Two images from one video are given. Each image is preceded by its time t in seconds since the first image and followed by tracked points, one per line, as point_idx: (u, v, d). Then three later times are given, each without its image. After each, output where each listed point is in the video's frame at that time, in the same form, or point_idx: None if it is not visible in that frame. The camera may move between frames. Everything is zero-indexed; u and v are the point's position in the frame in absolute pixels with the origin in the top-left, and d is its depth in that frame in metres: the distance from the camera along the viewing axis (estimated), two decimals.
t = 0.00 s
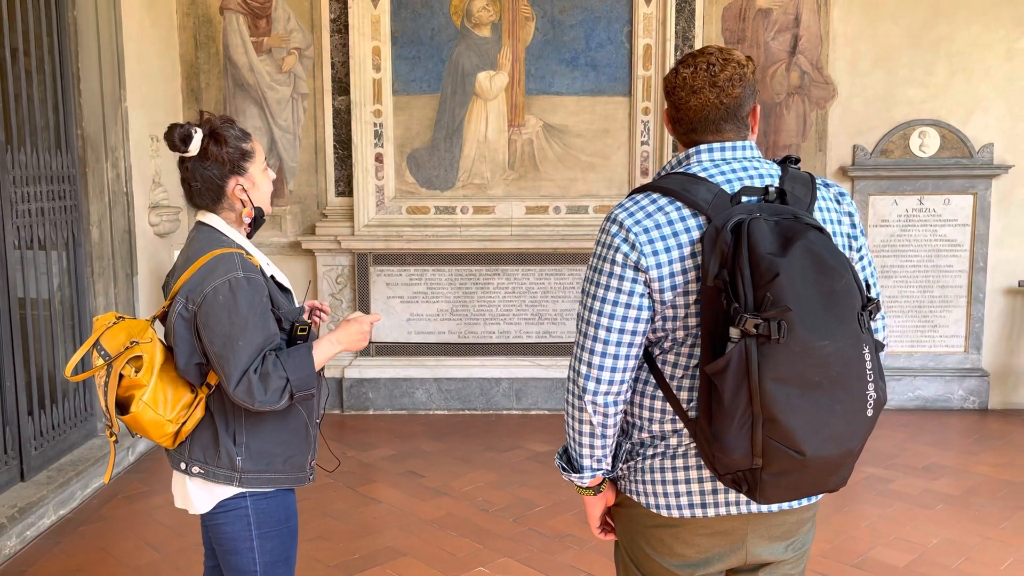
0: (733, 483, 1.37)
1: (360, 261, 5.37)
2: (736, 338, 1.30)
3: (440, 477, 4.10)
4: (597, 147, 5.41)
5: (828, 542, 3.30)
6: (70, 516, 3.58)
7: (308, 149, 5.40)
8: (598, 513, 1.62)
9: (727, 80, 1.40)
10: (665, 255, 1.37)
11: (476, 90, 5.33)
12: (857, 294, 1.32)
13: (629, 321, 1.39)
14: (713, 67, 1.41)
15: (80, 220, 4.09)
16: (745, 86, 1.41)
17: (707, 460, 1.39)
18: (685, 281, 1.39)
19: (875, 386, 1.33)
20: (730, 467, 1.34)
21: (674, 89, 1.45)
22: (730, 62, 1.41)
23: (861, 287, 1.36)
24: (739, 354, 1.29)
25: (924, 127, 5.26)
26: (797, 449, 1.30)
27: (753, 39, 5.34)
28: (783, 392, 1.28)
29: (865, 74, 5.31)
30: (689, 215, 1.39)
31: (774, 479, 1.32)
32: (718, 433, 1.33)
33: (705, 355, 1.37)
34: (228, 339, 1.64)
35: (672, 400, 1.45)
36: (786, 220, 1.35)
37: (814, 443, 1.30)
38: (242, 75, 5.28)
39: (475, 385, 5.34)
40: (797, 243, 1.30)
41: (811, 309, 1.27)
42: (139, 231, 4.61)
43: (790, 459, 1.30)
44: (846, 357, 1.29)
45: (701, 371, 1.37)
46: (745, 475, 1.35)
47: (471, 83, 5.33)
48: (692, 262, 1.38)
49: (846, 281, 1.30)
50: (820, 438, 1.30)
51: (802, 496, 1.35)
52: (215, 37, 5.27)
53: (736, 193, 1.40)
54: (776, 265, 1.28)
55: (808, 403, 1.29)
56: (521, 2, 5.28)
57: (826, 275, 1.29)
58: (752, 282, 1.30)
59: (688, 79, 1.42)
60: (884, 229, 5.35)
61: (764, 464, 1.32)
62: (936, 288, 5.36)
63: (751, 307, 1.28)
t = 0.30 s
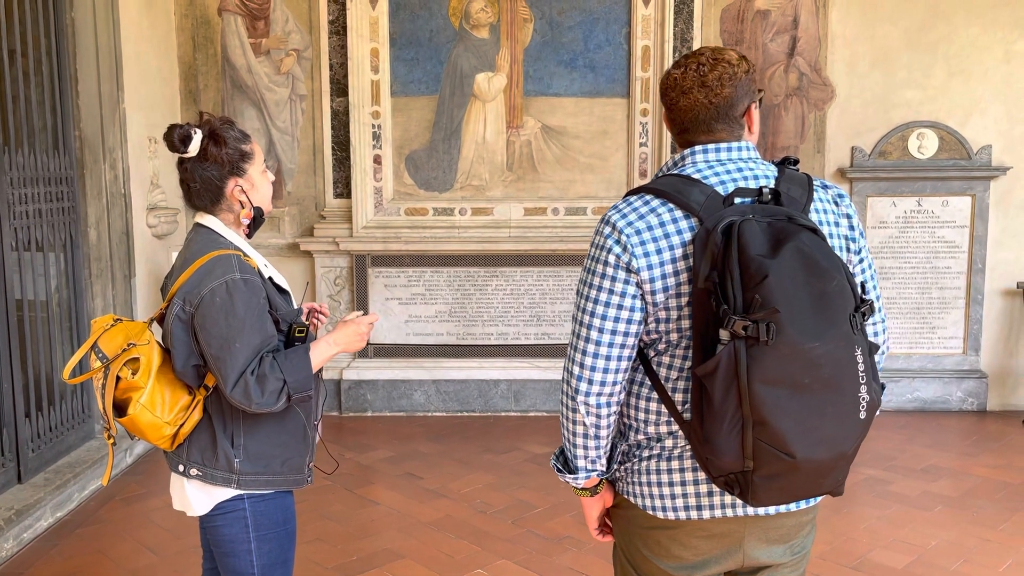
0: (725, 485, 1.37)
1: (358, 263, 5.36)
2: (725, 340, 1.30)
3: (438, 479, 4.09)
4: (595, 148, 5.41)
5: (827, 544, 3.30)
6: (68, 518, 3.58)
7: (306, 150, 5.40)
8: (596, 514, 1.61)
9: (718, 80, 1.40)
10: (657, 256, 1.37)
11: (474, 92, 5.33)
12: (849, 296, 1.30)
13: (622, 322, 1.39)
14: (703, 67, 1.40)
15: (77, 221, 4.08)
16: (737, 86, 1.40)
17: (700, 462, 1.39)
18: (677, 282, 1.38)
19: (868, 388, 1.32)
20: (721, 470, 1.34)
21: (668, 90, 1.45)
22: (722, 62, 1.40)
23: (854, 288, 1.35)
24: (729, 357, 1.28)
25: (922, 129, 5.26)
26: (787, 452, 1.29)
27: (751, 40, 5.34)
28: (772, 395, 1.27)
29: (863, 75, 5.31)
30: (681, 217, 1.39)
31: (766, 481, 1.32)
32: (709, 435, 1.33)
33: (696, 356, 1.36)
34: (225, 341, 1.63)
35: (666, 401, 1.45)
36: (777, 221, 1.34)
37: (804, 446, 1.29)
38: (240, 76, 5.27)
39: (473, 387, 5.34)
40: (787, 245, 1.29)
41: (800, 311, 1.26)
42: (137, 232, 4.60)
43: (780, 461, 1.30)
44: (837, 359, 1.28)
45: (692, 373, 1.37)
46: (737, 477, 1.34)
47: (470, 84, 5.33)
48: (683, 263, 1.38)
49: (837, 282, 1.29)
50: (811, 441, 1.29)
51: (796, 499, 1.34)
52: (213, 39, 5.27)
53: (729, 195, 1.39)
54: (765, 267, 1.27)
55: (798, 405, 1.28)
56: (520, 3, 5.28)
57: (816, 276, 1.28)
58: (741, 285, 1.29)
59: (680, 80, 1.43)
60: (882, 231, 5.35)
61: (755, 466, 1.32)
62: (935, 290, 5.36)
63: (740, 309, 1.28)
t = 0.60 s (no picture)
0: (705, 487, 1.37)
1: (357, 265, 5.35)
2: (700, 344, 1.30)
3: (438, 481, 4.08)
4: (594, 150, 5.41)
5: (827, 546, 3.29)
6: (67, 521, 3.57)
7: (306, 152, 5.40)
8: (594, 514, 1.61)
9: (710, 82, 1.39)
10: (642, 258, 1.37)
11: (474, 94, 5.33)
12: (831, 301, 1.27)
13: (607, 323, 1.41)
14: (696, 69, 1.40)
15: (76, 223, 4.08)
16: (731, 87, 1.39)
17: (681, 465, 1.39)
18: (662, 284, 1.38)
19: (847, 395, 1.29)
20: (698, 473, 1.34)
21: (665, 91, 1.45)
22: (716, 63, 1.39)
23: (839, 293, 1.32)
24: (702, 361, 1.28)
25: (921, 131, 5.26)
26: (760, 457, 1.27)
27: (750, 42, 5.35)
28: (745, 400, 1.26)
29: (863, 77, 5.32)
30: (667, 219, 1.38)
31: (742, 487, 1.30)
32: (687, 436, 1.33)
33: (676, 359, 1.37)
34: (224, 342, 1.63)
35: (655, 402, 1.44)
36: (764, 225, 1.32)
37: (779, 452, 1.27)
38: (240, 78, 5.27)
39: (472, 389, 5.33)
40: (766, 249, 1.27)
41: (775, 316, 1.24)
42: (137, 234, 4.60)
43: (753, 467, 1.28)
44: (814, 365, 1.25)
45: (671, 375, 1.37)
46: (715, 481, 1.34)
47: (469, 86, 5.33)
48: (669, 265, 1.38)
49: (818, 287, 1.26)
50: (785, 447, 1.27)
51: (775, 506, 1.32)
52: (213, 41, 5.27)
53: (717, 198, 1.38)
54: (740, 271, 1.25)
55: (772, 411, 1.26)
56: (520, 5, 5.28)
57: (795, 281, 1.25)
58: (718, 290, 1.28)
59: (676, 81, 1.43)
60: (882, 232, 5.35)
61: (730, 471, 1.30)
62: (934, 291, 5.36)
63: (714, 314, 1.27)
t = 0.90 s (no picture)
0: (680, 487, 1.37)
1: (356, 267, 5.35)
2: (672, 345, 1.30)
3: (437, 483, 4.08)
4: (594, 152, 5.42)
5: (826, 549, 3.29)
6: (65, 523, 3.56)
7: (305, 154, 5.40)
8: (593, 511, 1.61)
9: (706, 84, 1.38)
10: (626, 258, 1.38)
11: (473, 96, 5.34)
12: (804, 307, 1.25)
13: (592, 322, 1.43)
14: (692, 70, 1.40)
15: (75, 225, 4.08)
16: (727, 89, 1.38)
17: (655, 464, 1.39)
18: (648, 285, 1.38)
19: (818, 402, 1.26)
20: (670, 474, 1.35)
21: (665, 93, 1.45)
22: (712, 66, 1.38)
23: (818, 299, 1.29)
24: (673, 361, 1.28)
25: (921, 133, 5.27)
26: (725, 460, 1.27)
27: (750, 44, 5.35)
28: (709, 402, 1.26)
29: (862, 79, 5.32)
30: (655, 221, 1.38)
31: (708, 488, 1.31)
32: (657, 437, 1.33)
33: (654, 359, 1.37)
34: (222, 345, 1.63)
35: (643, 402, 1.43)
36: (747, 227, 1.29)
37: (743, 455, 1.26)
38: (239, 80, 5.27)
39: (471, 390, 5.33)
40: (740, 252, 1.25)
41: (741, 320, 1.24)
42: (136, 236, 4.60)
43: (719, 469, 1.28)
44: (780, 371, 1.24)
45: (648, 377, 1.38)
46: (685, 482, 1.34)
47: (469, 88, 5.33)
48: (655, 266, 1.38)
49: (790, 292, 1.24)
50: (751, 451, 1.26)
51: (743, 510, 1.32)
52: (212, 43, 5.27)
53: (706, 200, 1.36)
54: (709, 273, 1.24)
55: (738, 414, 1.25)
56: (519, 7, 5.29)
57: (766, 285, 1.23)
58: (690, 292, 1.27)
59: (674, 84, 1.43)
60: (881, 235, 5.34)
61: (699, 472, 1.31)
62: (934, 293, 5.36)
63: (685, 316, 1.27)
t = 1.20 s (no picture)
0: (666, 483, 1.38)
1: (356, 268, 5.35)
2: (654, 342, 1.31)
3: (436, 485, 4.08)
4: (594, 153, 5.42)
5: (826, 551, 3.29)
6: (64, 524, 3.56)
7: (304, 155, 5.40)
8: (593, 510, 1.64)
9: (703, 85, 1.39)
10: (617, 258, 1.39)
11: (473, 97, 5.34)
12: (784, 306, 1.23)
13: (586, 320, 1.45)
14: (691, 71, 1.40)
15: (75, 226, 4.08)
16: (724, 90, 1.38)
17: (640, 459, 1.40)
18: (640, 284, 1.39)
19: (796, 402, 1.24)
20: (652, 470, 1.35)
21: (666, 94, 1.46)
22: (710, 68, 1.39)
23: (801, 299, 1.27)
24: (653, 359, 1.29)
25: (920, 135, 5.27)
26: (702, 457, 1.27)
27: (750, 46, 5.35)
28: (687, 400, 1.25)
29: (861, 80, 5.32)
30: (647, 222, 1.38)
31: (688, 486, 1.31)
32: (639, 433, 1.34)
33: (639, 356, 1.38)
34: (222, 347, 1.63)
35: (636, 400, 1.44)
36: (735, 227, 1.28)
37: (720, 453, 1.26)
38: (239, 81, 5.27)
39: (471, 392, 5.33)
40: (722, 251, 1.24)
41: (719, 318, 1.23)
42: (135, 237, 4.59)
43: (697, 467, 1.28)
44: (757, 369, 1.23)
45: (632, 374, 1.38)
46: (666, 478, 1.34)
47: (469, 89, 5.33)
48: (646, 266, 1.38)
49: (770, 292, 1.23)
50: (727, 449, 1.26)
51: (724, 509, 1.31)
52: (212, 44, 5.27)
53: (698, 201, 1.36)
54: (689, 271, 1.24)
55: (714, 412, 1.25)
56: (519, 9, 5.29)
57: (746, 284, 1.23)
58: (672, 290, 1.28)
59: (674, 85, 1.43)
60: (881, 236, 5.34)
61: (678, 468, 1.31)
62: (934, 295, 5.35)
63: (666, 314, 1.27)
